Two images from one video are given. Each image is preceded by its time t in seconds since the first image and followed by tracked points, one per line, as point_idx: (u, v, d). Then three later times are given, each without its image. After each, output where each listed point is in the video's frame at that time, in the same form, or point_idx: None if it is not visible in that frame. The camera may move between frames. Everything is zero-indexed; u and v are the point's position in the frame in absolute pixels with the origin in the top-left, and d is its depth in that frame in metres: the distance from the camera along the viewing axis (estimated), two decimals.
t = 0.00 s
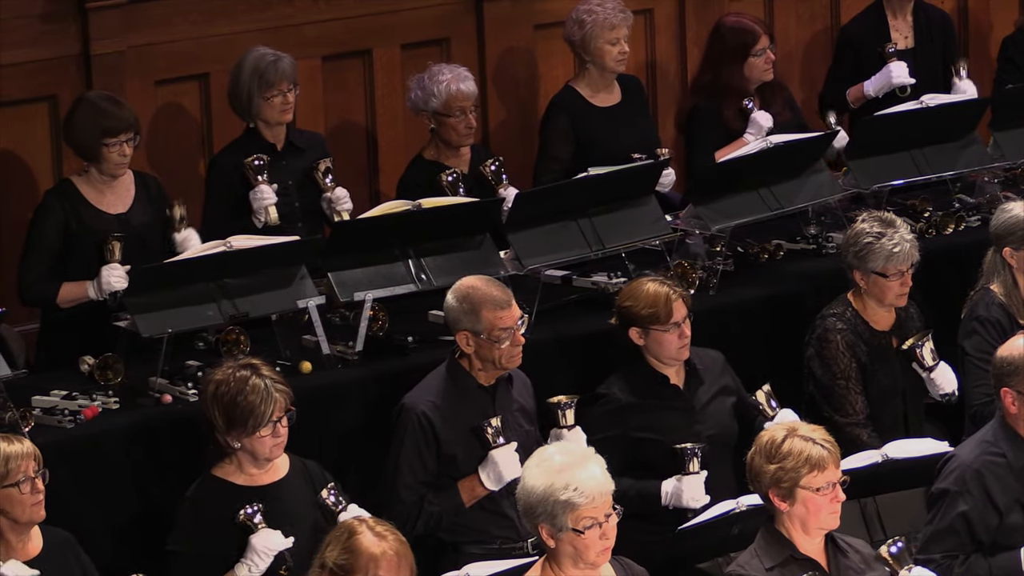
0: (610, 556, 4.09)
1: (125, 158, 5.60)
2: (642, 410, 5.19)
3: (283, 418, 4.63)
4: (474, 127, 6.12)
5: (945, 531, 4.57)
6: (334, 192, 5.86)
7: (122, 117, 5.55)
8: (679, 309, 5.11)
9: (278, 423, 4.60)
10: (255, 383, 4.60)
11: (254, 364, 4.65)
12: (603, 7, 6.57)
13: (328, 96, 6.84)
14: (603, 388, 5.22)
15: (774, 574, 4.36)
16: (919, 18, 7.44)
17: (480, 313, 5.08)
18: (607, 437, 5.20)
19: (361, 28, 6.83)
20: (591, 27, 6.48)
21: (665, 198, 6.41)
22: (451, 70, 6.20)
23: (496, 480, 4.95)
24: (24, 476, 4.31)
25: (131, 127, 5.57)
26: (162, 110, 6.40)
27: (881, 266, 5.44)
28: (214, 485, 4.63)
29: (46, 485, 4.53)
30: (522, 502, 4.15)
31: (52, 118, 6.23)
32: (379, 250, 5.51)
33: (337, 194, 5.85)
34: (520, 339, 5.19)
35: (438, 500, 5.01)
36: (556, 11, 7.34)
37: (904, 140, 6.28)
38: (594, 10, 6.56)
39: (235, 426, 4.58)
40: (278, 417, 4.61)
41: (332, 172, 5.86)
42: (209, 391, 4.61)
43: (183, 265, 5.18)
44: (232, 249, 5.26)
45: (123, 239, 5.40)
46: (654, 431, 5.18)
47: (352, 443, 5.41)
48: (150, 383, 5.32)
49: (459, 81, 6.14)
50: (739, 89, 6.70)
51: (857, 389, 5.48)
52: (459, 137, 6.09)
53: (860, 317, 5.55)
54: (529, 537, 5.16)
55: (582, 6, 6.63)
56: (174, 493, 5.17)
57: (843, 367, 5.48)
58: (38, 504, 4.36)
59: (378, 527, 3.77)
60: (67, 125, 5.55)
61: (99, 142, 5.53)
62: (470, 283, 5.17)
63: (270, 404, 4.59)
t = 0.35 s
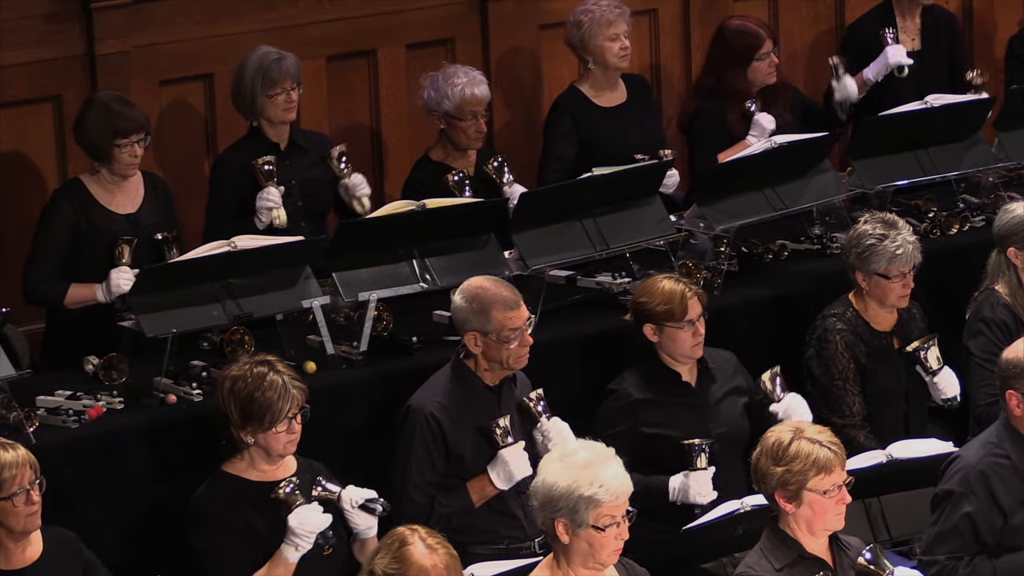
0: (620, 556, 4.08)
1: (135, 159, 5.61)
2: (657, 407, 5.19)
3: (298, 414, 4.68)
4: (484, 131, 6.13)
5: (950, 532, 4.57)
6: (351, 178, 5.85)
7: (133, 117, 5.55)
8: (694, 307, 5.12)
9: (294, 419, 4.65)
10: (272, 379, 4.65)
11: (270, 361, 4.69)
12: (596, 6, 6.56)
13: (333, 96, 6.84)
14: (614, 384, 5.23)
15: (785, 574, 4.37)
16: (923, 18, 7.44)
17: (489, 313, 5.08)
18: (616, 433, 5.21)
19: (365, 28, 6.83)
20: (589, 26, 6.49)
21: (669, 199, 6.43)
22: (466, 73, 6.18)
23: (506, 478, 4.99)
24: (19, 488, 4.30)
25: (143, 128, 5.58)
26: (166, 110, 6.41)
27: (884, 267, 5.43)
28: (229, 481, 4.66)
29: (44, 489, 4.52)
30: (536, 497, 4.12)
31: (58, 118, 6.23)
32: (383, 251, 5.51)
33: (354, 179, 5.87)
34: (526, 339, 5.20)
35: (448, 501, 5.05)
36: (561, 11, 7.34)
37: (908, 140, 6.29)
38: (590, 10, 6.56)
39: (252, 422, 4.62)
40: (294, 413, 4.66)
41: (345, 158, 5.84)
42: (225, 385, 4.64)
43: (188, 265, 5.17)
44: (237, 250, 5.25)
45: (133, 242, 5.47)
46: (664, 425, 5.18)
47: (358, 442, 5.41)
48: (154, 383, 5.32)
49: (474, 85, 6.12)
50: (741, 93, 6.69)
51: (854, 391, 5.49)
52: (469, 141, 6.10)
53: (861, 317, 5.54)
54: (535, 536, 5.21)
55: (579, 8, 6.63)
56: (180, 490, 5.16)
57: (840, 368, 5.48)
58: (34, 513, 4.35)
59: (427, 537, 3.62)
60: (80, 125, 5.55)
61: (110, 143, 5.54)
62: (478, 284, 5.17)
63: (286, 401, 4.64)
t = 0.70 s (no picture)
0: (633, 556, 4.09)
1: (144, 159, 5.66)
2: (669, 406, 5.18)
3: (317, 411, 4.72)
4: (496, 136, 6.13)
5: (954, 531, 4.56)
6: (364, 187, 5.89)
7: (144, 117, 5.60)
8: (711, 308, 5.11)
9: (313, 416, 4.69)
10: (292, 376, 4.69)
11: (291, 358, 4.73)
12: (604, 6, 6.57)
13: (341, 96, 6.84)
14: (627, 381, 5.22)
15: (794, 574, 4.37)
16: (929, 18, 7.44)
17: (501, 313, 5.09)
18: (628, 431, 5.21)
19: (372, 28, 6.83)
20: (593, 27, 6.49)
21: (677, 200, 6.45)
22: (480, 78, 6.16)
23: (512, 479, 4.99)
24: (16, 497, 4.24)
25: (152, 128, 5.63)
26: (174, 110, 6.41)
27: (884, 266, 5.43)
28: (251, 481, 4.71)
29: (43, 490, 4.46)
30: (553, 495, 4.12)
31: (64, 118, 6.23)
32: (389, 250, 5.50)
33: (366, 190, 5.89)
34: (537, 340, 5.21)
35: (453, 500, 5.07)
36: (568, 11, 7.34)
37: (916, 140, 6.29)
38: (594, 10, 6.56)
39: (271, 417, 4.66)
40: (313, 410, 4.70)
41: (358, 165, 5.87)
42: (245, 381, 4.69)
43: (196, 265, 5.18)
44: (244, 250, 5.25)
45: (141, 239, 5.45)
46: (673, 425, 5.17)
47: (366, 443, 5.42)
48: (161, 382, 5.33)
49: (487, 92, 6.09)
50: (749, 91, 6.70)
51: (841, 390, 5.50)
52: (479, 144, 6.11)
53: (860, 316, 5.54)
54: (542, 536, 5.22)
55: (585, 8, 6.63)
56: (190, 492, 5.19)
57: (833, 366, 5.49)
58: (33, 519, 4.31)
59: (468, 545, 3.62)
60: (88, 125, 5.61)
61: (119, 143, 5.59)
62: (490, 284, 5.18)
63: (305, 398, 4.68)
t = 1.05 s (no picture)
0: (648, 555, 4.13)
1: (156, 159, 5.66)
2: (681, 405, 5.19)
3: (327, 411, 4.73)
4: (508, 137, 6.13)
5: (955, 531, 4.55)
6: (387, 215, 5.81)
7: (155, 117, 5.62)
8: (725, 310, 5.11)
9: (323, 415, 4.70)
10: (301, 376, 4.70)
11: (299, 359, 4.75)
12: (612, 11, 6.54)
13: (352, 96, 6.84)
14: (639, 380, 5.23)
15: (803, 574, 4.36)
16: (937, 18, 7.45)
17: (513, 314, 5.09)
18: (640, 429, 5.20)
19: (383, 28, 6.83)
20: (603, 31, 6.48)
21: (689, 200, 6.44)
22: (490, 78, 6.17)
23: (525, 479, 5.00)
24: (29, 500, 4.24)
25: (163, 128, 5.64)
26: (185, 110, 6.42)
27: (894, 266, 5.43)
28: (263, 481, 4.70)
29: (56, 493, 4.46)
30: (570, 491, 4.15)
31: (76, 118, 6.22)
32: (401, 250, 5.51)
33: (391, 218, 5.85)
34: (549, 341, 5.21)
35: (465, 500, 5.03)
36: (579, 12, 7.34)
37: (928, 139, 6.28)
38: (603, 14, 6.54)
39: (283, 417, 4.67)
40: (322, 409, 4.70)
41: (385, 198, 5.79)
42: (255, 383, 4.71)
43: (207, 265, 5.17)
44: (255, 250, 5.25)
45: (151, 240, 5.47)
46: (686, 426, 5.17)
47: (377, 443, 5.42)
48: (173, 382, 5.34)
49: (497, 91, 6.10)
50: (761, 89, 6.70)
51: (850, 392, 5.49)
52: (491, 144, 6.10)
53: (869, 317, 5.54)
54: (553, 536, 5.22)
55: (594, 10, 6.60)
56: (205, 493, 5.19)
57: (840, 367, 5.49)
58: (46, 522, 4.31)
59: (506, 552, 3.60)
60: (99, 125, 5.61)
61: (130, 143, 5.60)
62: (502, 285, 5.18)
63: (314, 397, 4.69)
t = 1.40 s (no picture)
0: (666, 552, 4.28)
1: (168, 158, 5.68)
2: (694, 404, 5.18)
3: (339, 410, 4.72)
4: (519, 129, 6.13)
5: (969, 532, 4.52)
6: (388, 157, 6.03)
7: (167, 117, 5.63)
8: (738, 309, 5.13)
9: (334, 414, 4.68)
10: (314, 374, 4.70)
11: (312, 356, 4.74)
12: (624, 13, 6.52)
13: (364, 95, 6.84)
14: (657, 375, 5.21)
15: (812, 570, 4.36)
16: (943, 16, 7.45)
17: (521, 316, 5.09)
18: (657, 424, 5.16)
19: (395, 28, 6.84)
20: (614, 35, 6.48)
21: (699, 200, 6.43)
22: (496, 72, 6.16)
23: (536, 479, 5.00)
24: (50, 493, 4.26)
25: (175, 127, 5.65)
26: (197, 110, 6.42)
27: (907, 265, 5.44)
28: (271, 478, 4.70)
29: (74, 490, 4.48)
30: (591, 487, 4.32)
31: (89, 118, 6.24)
32: (413, 250, 5.52)
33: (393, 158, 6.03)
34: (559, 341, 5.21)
35: (476, 500, 5.03)
36: (591, 11, 7.34)
37: (940, 139, 6.28)
38: (615, 17, 6.52)
39: (294, 416, 4.67)
40: (334, 408, 4.69)
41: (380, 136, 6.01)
42: (267, 381, 4.70)
43: (218, 264, 5.18)
44: (266, 250, 5.26)
45: (162, 237, 5.50)
46: (706, 426, 5.16)
47: (389, 443, 5.43)
48: (185, 382, 5.34)
49: (504, 83, 6.11)
50: (774, 84, 6.70)
51: (863, 392, 5.48)
52: (502, 138, 6.11)
53: (881, 317, 5.54)
54: (565, 536, 5.21)
55: (606, 10, 6.60)
56: (214, 492, 5.18)
57: (853, 367, 5.48)
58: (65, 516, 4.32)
59: (511, 535, 3.73)
60: (111, 124, 5.63)
61: (143, 142, 5.61)
62: (509, 285, 5.19)
63: (326, 395, 4.68)
